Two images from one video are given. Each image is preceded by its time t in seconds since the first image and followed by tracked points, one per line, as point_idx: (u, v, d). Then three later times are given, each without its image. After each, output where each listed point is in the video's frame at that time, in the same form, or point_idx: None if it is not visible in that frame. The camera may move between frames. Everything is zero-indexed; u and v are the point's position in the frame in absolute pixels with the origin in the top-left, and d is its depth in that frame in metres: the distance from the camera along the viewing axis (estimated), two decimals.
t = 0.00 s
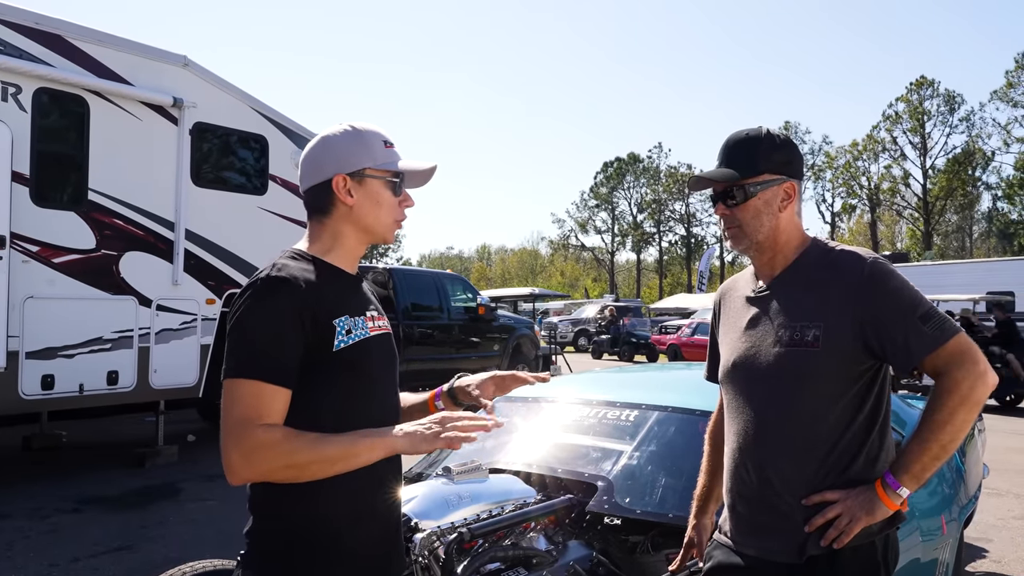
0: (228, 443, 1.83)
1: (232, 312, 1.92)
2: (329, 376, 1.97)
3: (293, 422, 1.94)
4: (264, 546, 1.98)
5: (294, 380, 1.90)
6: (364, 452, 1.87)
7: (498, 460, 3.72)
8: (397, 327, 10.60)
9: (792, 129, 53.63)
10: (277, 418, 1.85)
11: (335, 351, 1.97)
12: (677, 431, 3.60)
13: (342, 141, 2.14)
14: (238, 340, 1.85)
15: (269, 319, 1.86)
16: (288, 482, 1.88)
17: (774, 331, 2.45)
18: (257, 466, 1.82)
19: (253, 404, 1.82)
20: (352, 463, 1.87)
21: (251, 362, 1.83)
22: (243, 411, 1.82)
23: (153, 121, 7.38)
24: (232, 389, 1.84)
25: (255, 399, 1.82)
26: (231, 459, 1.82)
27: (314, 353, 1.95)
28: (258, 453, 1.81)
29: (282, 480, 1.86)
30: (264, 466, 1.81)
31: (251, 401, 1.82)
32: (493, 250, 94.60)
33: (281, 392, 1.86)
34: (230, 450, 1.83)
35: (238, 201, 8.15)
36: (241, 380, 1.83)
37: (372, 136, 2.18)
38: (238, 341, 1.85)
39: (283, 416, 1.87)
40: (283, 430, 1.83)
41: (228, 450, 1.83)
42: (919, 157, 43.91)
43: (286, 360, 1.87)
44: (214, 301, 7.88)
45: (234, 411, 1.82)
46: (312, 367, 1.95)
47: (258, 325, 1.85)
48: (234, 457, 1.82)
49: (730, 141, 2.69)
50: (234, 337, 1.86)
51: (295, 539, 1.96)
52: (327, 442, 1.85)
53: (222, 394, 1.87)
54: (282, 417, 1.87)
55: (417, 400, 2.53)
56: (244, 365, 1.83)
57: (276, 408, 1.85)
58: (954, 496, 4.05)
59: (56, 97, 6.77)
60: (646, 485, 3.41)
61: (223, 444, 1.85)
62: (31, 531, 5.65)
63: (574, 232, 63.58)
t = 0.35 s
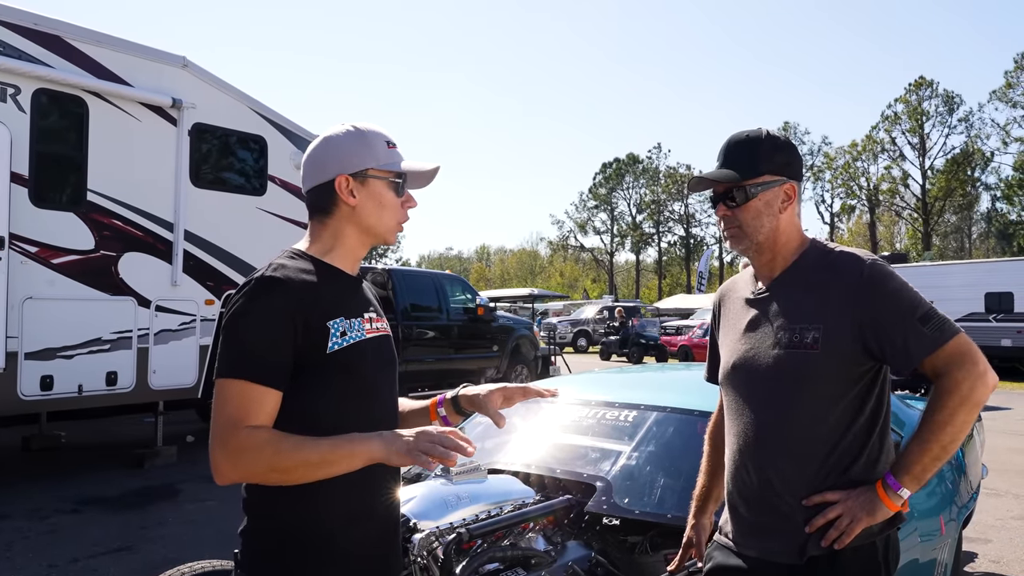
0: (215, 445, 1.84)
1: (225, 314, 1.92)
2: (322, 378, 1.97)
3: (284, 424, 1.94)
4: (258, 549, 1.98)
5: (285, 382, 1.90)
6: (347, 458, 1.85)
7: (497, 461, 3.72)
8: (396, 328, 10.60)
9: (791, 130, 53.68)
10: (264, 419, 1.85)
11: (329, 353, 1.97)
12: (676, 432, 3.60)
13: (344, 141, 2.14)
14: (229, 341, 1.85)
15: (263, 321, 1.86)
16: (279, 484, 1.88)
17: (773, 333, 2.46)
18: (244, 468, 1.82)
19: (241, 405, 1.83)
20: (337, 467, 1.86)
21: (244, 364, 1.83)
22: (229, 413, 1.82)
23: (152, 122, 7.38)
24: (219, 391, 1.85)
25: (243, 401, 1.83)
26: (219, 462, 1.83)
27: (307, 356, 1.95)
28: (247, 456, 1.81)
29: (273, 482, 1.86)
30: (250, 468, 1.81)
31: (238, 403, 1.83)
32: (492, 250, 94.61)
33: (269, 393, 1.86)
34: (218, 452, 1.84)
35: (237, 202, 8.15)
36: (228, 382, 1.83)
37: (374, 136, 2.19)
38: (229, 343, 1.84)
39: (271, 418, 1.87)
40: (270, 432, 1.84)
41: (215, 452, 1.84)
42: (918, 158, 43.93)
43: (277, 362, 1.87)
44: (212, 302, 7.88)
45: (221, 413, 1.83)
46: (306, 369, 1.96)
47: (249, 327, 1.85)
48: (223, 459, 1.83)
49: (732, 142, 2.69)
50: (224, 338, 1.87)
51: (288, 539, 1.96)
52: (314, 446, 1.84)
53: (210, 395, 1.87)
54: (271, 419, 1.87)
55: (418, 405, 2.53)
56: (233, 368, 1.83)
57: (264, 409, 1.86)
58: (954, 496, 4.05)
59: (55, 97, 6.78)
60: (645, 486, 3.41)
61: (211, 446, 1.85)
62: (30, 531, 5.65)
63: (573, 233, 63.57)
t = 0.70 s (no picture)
0: (212, 447, 1.85)
1: (222, 315, 1.92)
2: (320, 378, 1.97)
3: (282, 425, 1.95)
4: (256, 549, 1.99)
5: (282, 384, 1.90)
6: (343, 463, 1.85)
7: (496, 462, 3.72)
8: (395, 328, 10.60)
9: (790, 130, 53.72)
10: (261, 421, 1.86)
11: (326, 355, 1.97)
12: (675, 432, 3.60)
13: (347, 142, 2.14)
14: (227, 343, 1.85)
15: (261, 321, 1.87)
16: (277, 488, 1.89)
17: (772, 334, 2.46)
18: (240, 472, 1.83)
19: (238, 407, 1.83)
20: (333, 472, 1.86)
21: (241, 365, 1.83)
22: (227, 415, 1.83)
23: (152, 122, 7.38)
24: (216, 392, 1.85)
25: (240, 404, 1.83)
26: (216, 465, 1.84)
27: (304, 357, 1.95)
28: (243, 459, 1.82)
29: (268, 486, 1.87)
30: (245, 471, 1.82)
31: (234, 405, 1.83)
32: (492, 251, 94.62)
33: (267, 394, 1.86)
34: (214, 454, 1.84)
35: (237, 202, 8.15)
36: (225, 384, 1.84)
37: (377, 137, 2.19)
38: (228, 345, 1.85)
39: (269, 419, 1.88)
40: (266, 434, 1.84)
41: (213, 453, 1.84)
42: (918, 158, 43.93)
43: (275, 362, 1.87)
44: (212, 302, 7.89)
45: (218, 414, 1.84)
46: (304, 370, 1.96)
47: (247, 328, 1.86)
48: (219, 462, 1.84)
49: (738, 139, 2.69)
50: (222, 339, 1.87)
51: (286, 541, 1.96)
52: (310, 452, 1.84)
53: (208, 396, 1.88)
54: (268, 422, 1.88)
55: (416, 408, 2.54)
56: (230, 369, 1.83)
57: (260, 412, 1.86)
58: (952, 497, 4.06)
59: (55, 97, 6.78)
60: (643, 486, 3.42)
61: (208, 447, 1.86)
62: (29, 532, 5.65)
63: (573, 233, 63.52)
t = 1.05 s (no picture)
0: (209, 451, 1.85)
1: (221, 314, 1.92)
2: (319, 380, 1.97)
3: (280, 427, 1.95)
4: (254, 554, 1.99)
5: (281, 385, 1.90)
6: (341, 480, 1.85)
7: (497, 462, 3.72)
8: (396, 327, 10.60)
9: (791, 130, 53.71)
10: (257, 427, 1.86)
11: (326, 357, 1.97)
12: (676, 432, 3.60)
13: (383, 152, 2.15)
14: (226, 343, 1.85)
15: (261, 321, 1.87)
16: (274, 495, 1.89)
17: (773, 334, 2.46)
18: (239, 477, 1.83)
19: (235, 413, 1.83)
20: (331, 485, 1.86)
21: (240, 365, 1.83)
22: (223, 419, 1.83)
23: (153, 121, 7.38)
24: (213, 396, 1.85)
25: (237, 408, 1.83)
26: (213, 469, 1.84)
27: (304, 358, 1.95)
28: (240, 464, 1.82)
29: (263, 493, 1.87)
30: (242, 476, 1.82)
31: (231, 411, 1.83)
32: (493, 251, 94.59)
33: (264, 401, 1.86)
34: (210, 459, 1.85)
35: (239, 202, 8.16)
36: (221, 386, 1.84)
37: (408, 155, 2.21)
38: (227, 348, 1.85)
39: (265, 425, 1.88)
40: (263, 441, 1.84)
41: (209, 457, 1.85)
42: (919, 158, 43.87)
43: (275, 363, 1.87)
44: (213, 302, 7.89)
45: (214, 418, 1.83)
46: (303, 371, 1.96)
47: (246, 328, 1.86)
48: (216, 466, 1.84)
49: (736, 139, 2.69)
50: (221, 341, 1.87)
51: (283, 548, 1.97)
52: (308, 463, 1.84)
53: (205, 399, 1.87)
54: (264, 427, 1.88)
55: (416, 409, 2.53)
56: (229, 370, 1.83)
57: (257, 417, 1.86)
58: (953, 498, 4.05)
59: (56, 96, 6.78)
60: (645, 486, 3.41)
61: (205, 452, 1.86)
62: (29, 531, 5.65)
63: (574, 233, 63.48)
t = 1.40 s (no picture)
0: (199, 442, 1.84)
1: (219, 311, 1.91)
2: (316, 378, 1.96)
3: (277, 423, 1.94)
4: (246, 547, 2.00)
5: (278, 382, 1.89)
6: (331, 494, 1.87)
7: (497, 462, 3.71)
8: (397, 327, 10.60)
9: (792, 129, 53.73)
10: (250, 422, 1.85)
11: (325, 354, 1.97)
12: (677, 432, 3.60)
13: (415, 171, 2.16)
14: (224, 339, 1.84)
15: (259, 317, 1.86)
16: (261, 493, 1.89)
17: (774, 334, 2.45)
18: (228, 472, 1.83)
19: (229, 407, 1.82)
20: (321, 493, 1.87)
21: (237, 361, 1.82)
22: (216, 412, 1.82)
23: (153, 121, 7.38)
24: (207, 386, 1.83)
25: (235, 403, 1.82)
26: (201, 458, 1.83)
27: (302, 357, 1.94)
28: (232, 460, 1.81)
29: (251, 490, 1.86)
30: (234, 471, 1.82)
31: (225, 404, 1.82)
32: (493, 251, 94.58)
33: (260, 397, 1.85)
34: (200, 451, 1.83)
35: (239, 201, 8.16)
36: (216, 378, 1.82)
37: (435, 180, 2.22)
38: (226, 343, 1.84)
39: (257, 418, 1.86)
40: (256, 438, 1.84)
41: (199, 448, 1.83)
42: (919, 158, 43.88)
43: (274, 360, 1.87)
44: (213, 302, 7.88)
45: (207, 411, 1.82)
46: (301, 369, 1.95)
47: (244, 324, 1.85)
48: (206, 458, 1.83)
49: (741, 137, 2.68)
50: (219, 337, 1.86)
51: (274, 543, 1.97)
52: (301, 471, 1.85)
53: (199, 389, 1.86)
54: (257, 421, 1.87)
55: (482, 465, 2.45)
56: (224, 365, 1.82)
57: (252, 412, 1.85)
58: (953, 498, 4.05)
59: (56, 96, 6.78)
60: (645, 487, 3.41)
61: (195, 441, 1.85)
62: (30, 531, 5.64)
63: (574, 233, 63.47)
